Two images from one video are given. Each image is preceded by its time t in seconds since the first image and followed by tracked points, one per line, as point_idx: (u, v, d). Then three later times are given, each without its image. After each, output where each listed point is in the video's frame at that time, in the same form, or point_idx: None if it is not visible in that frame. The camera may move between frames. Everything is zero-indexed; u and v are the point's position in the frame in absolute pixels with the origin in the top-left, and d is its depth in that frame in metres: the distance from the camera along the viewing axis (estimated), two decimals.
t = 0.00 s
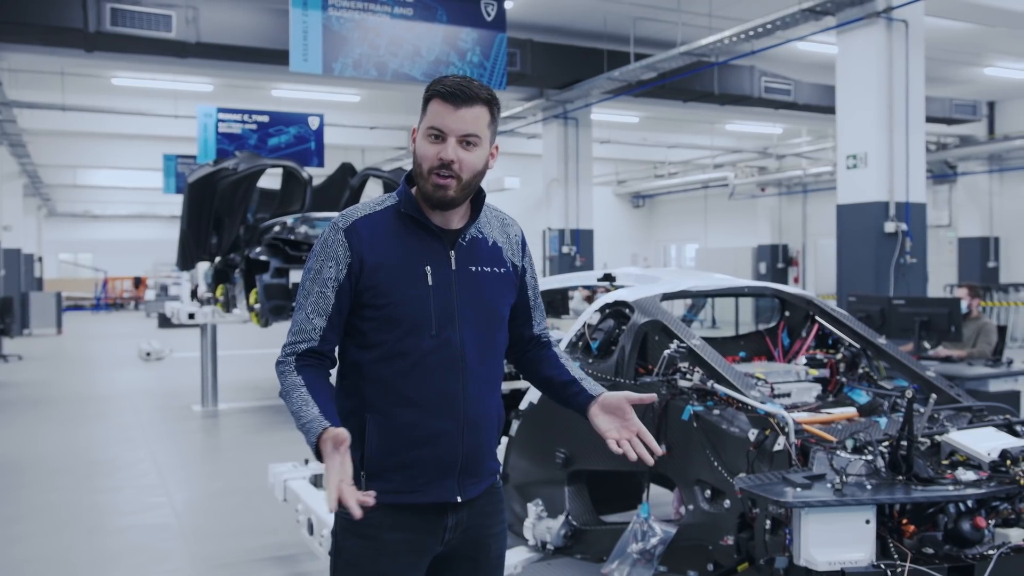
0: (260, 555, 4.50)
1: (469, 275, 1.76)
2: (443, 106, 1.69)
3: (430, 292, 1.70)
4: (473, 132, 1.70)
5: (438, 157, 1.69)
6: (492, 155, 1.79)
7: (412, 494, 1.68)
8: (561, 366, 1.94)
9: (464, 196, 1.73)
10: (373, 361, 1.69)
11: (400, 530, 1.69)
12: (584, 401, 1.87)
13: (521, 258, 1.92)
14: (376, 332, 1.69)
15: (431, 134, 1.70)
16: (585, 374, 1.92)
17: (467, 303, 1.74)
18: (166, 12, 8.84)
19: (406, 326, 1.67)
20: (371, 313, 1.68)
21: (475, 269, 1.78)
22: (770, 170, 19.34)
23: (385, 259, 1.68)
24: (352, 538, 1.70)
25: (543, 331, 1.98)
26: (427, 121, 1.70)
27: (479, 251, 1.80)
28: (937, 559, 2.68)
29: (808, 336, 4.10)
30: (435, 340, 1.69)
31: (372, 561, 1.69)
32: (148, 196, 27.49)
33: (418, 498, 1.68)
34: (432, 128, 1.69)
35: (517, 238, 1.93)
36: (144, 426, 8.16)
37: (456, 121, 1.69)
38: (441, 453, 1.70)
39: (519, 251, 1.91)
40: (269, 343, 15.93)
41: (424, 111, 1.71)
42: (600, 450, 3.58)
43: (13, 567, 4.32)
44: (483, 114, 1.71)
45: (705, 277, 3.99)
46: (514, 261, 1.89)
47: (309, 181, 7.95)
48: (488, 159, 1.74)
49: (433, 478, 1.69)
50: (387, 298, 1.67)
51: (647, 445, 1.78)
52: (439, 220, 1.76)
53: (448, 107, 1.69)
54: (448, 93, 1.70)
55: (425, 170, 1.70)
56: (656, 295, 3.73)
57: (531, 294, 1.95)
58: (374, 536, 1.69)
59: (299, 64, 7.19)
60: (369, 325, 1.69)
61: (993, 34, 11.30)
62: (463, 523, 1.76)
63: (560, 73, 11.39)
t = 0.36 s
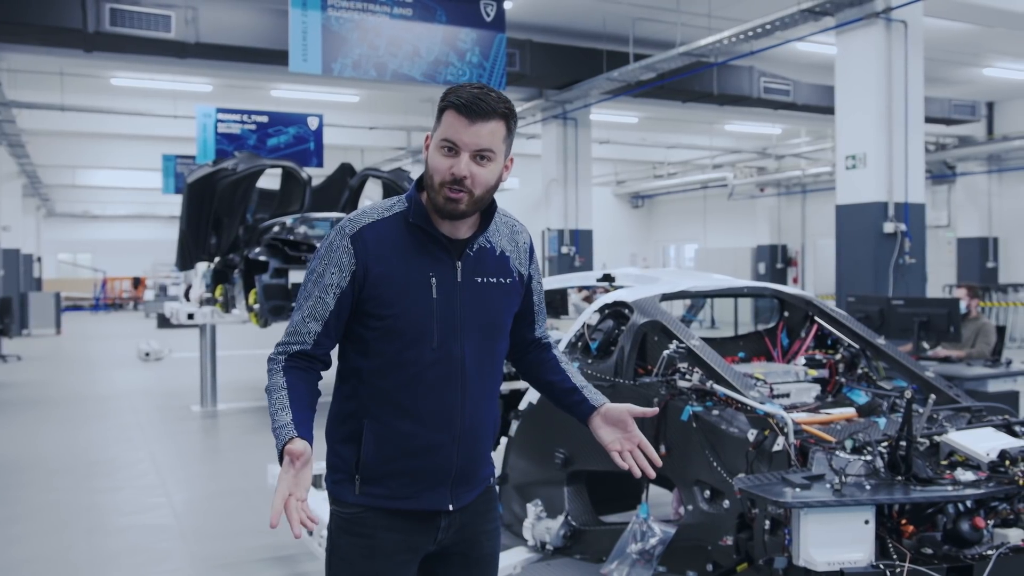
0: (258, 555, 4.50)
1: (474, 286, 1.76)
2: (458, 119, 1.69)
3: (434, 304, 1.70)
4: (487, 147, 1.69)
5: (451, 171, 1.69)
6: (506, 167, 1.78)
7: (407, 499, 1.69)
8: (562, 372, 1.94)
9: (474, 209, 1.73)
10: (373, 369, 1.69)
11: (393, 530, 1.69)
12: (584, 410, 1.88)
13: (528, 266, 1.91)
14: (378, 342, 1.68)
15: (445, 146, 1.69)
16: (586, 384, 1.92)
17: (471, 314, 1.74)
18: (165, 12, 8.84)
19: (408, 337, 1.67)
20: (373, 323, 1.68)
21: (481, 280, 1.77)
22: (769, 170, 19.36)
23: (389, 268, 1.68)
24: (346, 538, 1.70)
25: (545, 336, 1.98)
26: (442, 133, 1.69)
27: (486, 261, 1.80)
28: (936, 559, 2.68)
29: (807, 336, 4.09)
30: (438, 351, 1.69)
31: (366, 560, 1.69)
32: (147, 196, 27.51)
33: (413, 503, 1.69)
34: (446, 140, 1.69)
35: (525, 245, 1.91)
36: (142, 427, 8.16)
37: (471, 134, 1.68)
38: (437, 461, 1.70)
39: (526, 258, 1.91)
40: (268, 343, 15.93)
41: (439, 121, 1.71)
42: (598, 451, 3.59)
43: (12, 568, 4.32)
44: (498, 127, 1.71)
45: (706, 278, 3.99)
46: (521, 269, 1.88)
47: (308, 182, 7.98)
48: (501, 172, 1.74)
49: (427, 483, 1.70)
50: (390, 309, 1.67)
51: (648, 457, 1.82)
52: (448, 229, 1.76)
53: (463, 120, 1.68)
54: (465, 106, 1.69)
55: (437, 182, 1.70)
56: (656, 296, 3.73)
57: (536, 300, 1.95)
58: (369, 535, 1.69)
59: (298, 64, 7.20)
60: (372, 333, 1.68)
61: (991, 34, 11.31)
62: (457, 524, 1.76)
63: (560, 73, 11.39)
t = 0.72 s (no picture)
0: (257, 555, 4.50)
1: (472, 293, 1.76)
2: (462, 127, 1.67)
3: (432, 311, 1.70)
4: (490, 156, 1.68)
5: (453, 179, 1.68)
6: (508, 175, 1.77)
7: (403, 501, 1.69)
8: (557, 373, 1.94)
9: (475, 217, 1.73)
10: (372, 374, 1.69)
11: (389, 529, 1.69)
12: (579, 411, 1.88)
13: (527, 271, 1.91)
14: (377, 348, 1.69)
15: (447, 154, 1.68)
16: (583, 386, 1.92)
17: (469, 321, 1.74)
18: (164, 13, 8.84)
19: (406, 344, 1.67)
20: (373, 329, 1.68)
21: (479, 286, 1.77)
22: (768, 170, 19.38)
23: (388, 275, 1.68)
24: (342, 538, 1.71)
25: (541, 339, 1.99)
26: (445, 140, 1.68)
27: (485, 267, 1.79)
28: (935, 559, 2.68)
29: (806, 336, 4.08)
30: (435, 358, 1.69)
31: (362, 559, 1.69)
32: (146, 196, 27.51)
33: (408, 505, 1.69)
34: (449, 148, 1.68)
35: (524, 249, 1.91)
36: (141, 427, 8.16)
37: (474, 143, 1.67)
38: (434, 464, 1.70)
39: (524, 262, 1.90)
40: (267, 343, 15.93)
41: (441, 129, 1.69)
42: (595, 451, 3.60)
43: (11, 568, 4.32)
44: (501, 136, 1.69)
45: (705, 279, 3.99)
46: (520, 274, 1.88)
47: (307, 182, 8.00)
48: (502, 181, 1.73)
49: (423, 485, 1.70)
50: (389, 316, 1.67)
51: (644, 454, 1.81)
52: (447, 236, 1.75)
53: (468, 128, 1.67)
54: (469, 114, 1.67)
55: (438, 189, 1.69)
56: (655, 296, 3.73)
57: (533, 303, 1.95)
58: (365, 534, 1.69)
59: (298, 65, 7.20)
60: (370, 339, 1.69)
61: (990, 35, 11.32)
62: (453, 523, 1.76)
63: (559, 74, 11.39)
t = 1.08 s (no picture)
0: (256, 556, 4.50)
1: (463, 277, 1.76)
2: (439, 105, 1.70)
3: (424, 294, 1.70)
4: (468, 130, 1.70)
5: (434, 155, 1.69)
6: (487, 156, 1.79)
7: (407, 494, 1.68)
8: (564, 363, 1.94)
9: (460, 194, 1.73)
10: (367, 363, 1.68)
11: (396, 529, 1.69)
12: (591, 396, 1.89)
13: (515, 261, 1.92)
14: (370, 335, 1.68)
15: (426, 133, 1.70)
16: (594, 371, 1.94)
17: (461, 305, 1.74)
18: (163, 13, 8.85)
19: (400, 328, 1.67)
20: (366, 316, 1.68)
21: (469, 271, 1.78)
22: (768, 171, 19.39)
23: (379, 262, 1.69)
24: (348, 539, 1.70)
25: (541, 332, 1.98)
26: (424, 120, 1.71)
27: (472, 253, 1.80)
28: (934, 559, 2.69)
29: (806, 336, 4.09)
30: (431, 342, 1.69)
31: (368, 561, 1.69)
32: (145, 197, 27.51)
33: (414, 497, 1.68)
34: (428, 127, 1.70)
35: (510, 240, 1.93)
36: (140, 428, 8.15)
37: (452, 119, 1.69)
38: (437, 456, 1.69)
39: (512, 253, 1.91)
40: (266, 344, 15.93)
41: (420, 111, 1.72)
42: (595, 450, 3.59)
43: (10, 568, 4.32)
44: (478, 112, 1.72)
45: (704, 279, 4.00)
46: (508, 263, 1.89)
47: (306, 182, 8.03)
48: (483, 157, 1.75)
49: (427, 478, 1.69)
50: (380, 301, 1.67)
51: (658, 434, 1.87)
52: (435, 222, 1.78)
53: (445, 106, 1.70)
54: (445, 92, 1.70)
55: (421, 168, 1.70)
56: (654, 296, 3.74)
57: (527, 295, 1.95)
58: (371, 535, 1.68)
59: (297, 65, 7.21)
60: (363, 327, 1.69)
61: (989, 36, 11.33)
62: (460, 523, 1.75)
63: (558, 74, 11.39)
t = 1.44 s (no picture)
0: (256, 557, 4.49)
1: (460, 271, 1.76)
2: (417, 99, 1.70)
3: (424, 287, 1.69)
4: (449, 119, 1.70)
5: (419, 147, 1.68)
6: (470, 147, 1.79)
7: (422, 490, 1.67)
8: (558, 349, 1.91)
9: (447, 183, 1.72)
10: (372, 359, 1.67)
11: (413, 532, 1.68)
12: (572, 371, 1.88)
13: (509, 257, 1.92)
14: (373, 331, 1.67)
15: (409, 127, 1.69)
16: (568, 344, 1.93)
17: (460, 297, 1.73)
18: (163, 13, 8.84)
19: (402, 321, 1.66)
20: (367, 313, 1.66)
21: (466, 265, 1.78)
22: (767, 171, 19.41)
23: (378, 257, 1.68)
24: (365, 544, 1.69)
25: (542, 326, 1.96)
26: (405, 117, 1.70)
27: (467, 249, 1.80)
28: (938, 560, 2.66)
29: (807, 337, 4.08)
30: (435, 333, 1.68)
31: (385, 564, 1.68)
32: (145, 197, 27.52)
33: (432, 492, 1.67)
34: (410, 122, 1.69)
35: (503, 239, 1.93)
36: (139, 428, 8.14)
37: (432, 111, 1.69)
38: (450, 451, 1.69)
39: (505, 250, 1.92)
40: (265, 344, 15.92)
41: (401, 109, 1.72)
42: (599, 450, 3.58)
43: (11, 569, 4.31)
44: (457, 102, 1.72)
45: (704, 279, 4.00)
46: (501, 260, 1.90)
47: (306, 182, 8.05)
48: (466, 146, 1.75)
49: (442, 472, 1.69)
50: (381, 295, 1.66)
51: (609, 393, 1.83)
52: (426, 217, 1.79)
53: (424, 99, 1.69)
54: (421, 87, 1.70)
55: (407, 162, 1.69)
56: (655, 297, 3.73)
57: (526, 293, 1.95)
58: (388, 539, 1.68)
59: (297, 65, 7.20)
60: (366, 323, 1.67)
61: (989, 36, 11.34)
62: (478, 523, 1.75)
63: (558, 74, 11.38)
